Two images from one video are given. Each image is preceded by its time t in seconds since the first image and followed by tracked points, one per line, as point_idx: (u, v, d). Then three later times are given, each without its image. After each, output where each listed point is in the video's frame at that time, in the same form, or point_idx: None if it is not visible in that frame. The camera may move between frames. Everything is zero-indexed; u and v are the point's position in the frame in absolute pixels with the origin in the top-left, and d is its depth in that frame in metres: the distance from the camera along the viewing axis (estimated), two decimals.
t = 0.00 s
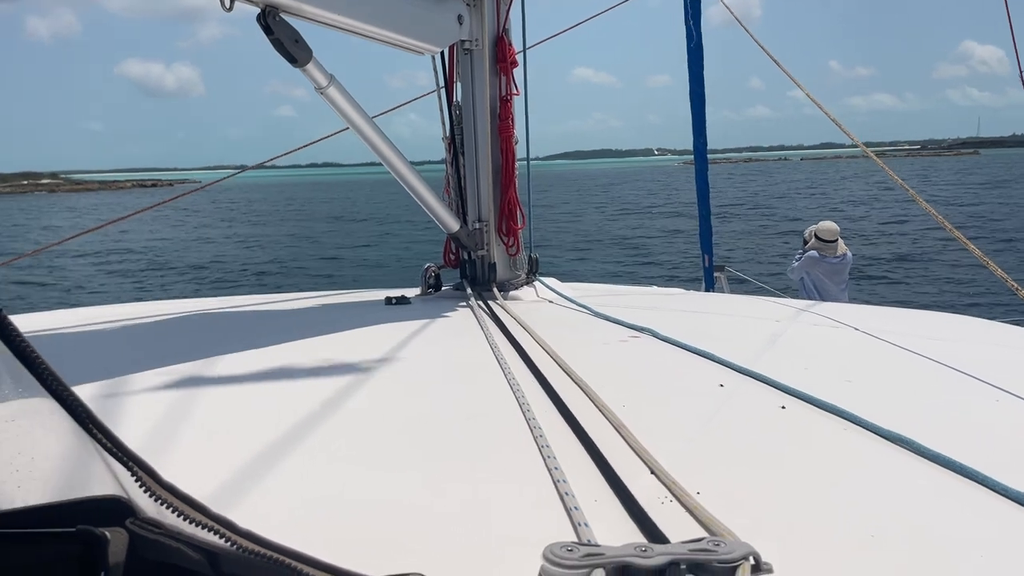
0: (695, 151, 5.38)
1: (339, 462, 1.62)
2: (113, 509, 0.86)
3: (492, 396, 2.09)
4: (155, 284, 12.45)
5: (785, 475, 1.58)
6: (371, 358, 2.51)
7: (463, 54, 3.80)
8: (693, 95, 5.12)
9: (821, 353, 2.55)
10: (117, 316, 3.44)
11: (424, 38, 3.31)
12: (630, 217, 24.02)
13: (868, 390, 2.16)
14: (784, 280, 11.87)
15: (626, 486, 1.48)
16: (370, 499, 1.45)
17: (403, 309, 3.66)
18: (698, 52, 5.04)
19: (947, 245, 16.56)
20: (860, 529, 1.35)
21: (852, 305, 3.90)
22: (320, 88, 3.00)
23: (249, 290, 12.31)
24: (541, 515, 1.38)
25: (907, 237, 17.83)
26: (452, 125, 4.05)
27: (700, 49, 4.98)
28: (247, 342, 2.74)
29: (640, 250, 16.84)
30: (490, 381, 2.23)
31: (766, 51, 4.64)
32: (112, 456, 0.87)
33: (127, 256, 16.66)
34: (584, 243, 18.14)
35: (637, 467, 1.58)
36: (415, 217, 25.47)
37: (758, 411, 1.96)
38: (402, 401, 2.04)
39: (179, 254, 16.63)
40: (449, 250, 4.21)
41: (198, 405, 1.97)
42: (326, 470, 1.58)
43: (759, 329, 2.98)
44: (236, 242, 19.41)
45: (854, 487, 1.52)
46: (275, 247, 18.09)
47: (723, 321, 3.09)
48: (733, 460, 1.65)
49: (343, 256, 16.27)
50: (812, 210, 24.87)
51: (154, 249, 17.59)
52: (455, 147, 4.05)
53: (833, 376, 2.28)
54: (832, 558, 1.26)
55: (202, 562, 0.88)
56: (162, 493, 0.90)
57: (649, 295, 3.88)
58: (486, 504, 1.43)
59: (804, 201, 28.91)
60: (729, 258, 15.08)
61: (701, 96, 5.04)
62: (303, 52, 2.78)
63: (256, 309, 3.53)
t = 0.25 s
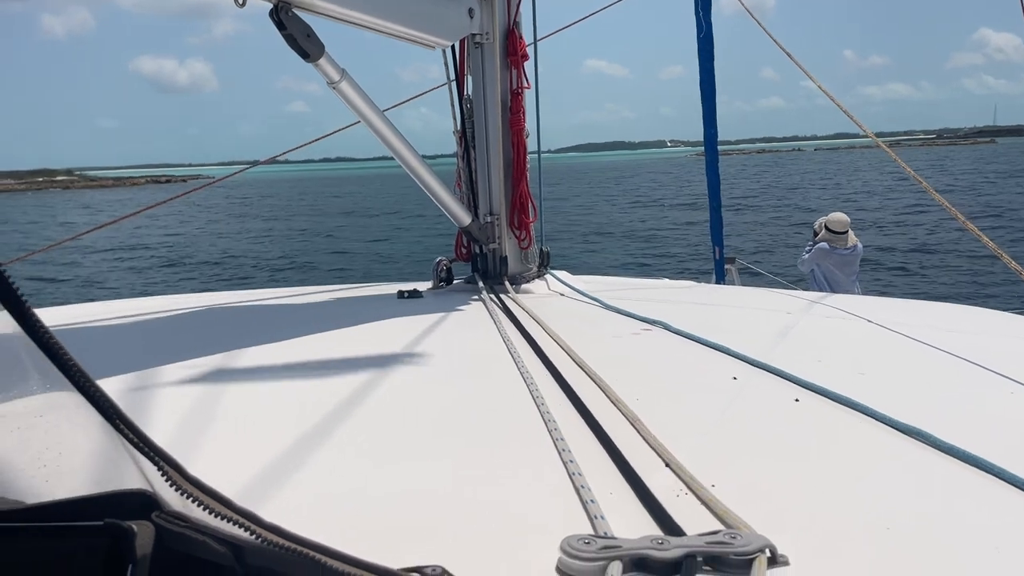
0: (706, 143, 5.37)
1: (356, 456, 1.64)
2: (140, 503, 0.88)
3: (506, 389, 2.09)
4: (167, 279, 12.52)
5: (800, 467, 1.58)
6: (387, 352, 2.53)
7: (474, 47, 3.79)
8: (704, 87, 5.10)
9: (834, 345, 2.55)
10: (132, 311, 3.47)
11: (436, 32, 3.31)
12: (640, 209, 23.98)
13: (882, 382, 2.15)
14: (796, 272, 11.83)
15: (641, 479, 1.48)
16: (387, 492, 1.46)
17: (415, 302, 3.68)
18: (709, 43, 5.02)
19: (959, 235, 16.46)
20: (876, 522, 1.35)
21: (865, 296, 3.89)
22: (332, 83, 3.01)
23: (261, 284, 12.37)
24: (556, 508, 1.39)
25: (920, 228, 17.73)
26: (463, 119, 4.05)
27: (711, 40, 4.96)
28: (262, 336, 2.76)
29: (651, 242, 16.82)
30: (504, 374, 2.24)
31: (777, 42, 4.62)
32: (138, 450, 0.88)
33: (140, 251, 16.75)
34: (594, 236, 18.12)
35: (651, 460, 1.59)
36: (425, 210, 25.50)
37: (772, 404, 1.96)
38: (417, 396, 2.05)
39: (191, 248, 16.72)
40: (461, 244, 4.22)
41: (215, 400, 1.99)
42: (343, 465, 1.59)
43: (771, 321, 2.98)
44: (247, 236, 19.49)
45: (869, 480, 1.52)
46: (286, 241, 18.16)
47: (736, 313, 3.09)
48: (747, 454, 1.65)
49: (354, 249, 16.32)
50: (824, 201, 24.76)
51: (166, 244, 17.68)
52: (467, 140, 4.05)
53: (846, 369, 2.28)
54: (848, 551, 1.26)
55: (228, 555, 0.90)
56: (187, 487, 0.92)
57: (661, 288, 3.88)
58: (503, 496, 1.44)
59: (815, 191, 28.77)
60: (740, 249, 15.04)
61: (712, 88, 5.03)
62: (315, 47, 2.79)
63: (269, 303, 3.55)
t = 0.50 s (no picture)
0: (735, 122, 5.31)
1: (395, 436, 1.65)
2: (196, 475, 0.90)
3: (542, 369, 2.10)
4: (196, 265, 12.66)
5: (842, 445, 1.57)
6: (420, 334, 2.53)
7: (502, 28, 3.78)
8: (733, 65, 5.04)
9: (871, 324, 2.52)
10: (167, 295, 3.51)
11: (464, 12, 3.30)
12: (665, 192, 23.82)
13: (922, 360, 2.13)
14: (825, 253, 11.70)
15: (683, 456, 1.48)
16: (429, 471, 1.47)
17: (446, 285, 3.69)
18: (738, 21, 4.96)
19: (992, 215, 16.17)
20: (923, 499, 1.34)
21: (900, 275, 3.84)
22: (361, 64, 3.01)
23: (289, 269, 12.47)
24: (599, 484, 1.39)
25: (952, 208, 17.44)
26: (491, 100, 4.04)
27: (740, 18, 4.90)
28: (295, 319, 2.78)
29: (677, 225, 16.70)
30: (539, 355, 2.24)
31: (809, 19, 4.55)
32: (196, 423, 0.90)
33: (169, 238, 16.94)
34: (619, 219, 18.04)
35: (692, 437, 1.58)
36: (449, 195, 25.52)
37: (811, 382, 1.94)
38: (453, 377, 2.06)
39: (219, 235, 16.88)
40: (490, 226, 4.23)
41: (253, 380, 2.01)
42: (383, 445, 1.60)
43: (805, 300, 2.95)
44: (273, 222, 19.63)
45: (914, 457, 1.50)
46: (312, 227, 18.27)
47: (769, 293, 3.06)
48: (788, 432, 1.64)
49: (380, 234, 16.39)
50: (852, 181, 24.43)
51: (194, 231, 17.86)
52: (495, 122, 4.04)
53: (885, 347, 2.25)
54: (896, 527, 1.25)
55: (284, 527, 0.89)
56: (242, 456, 0.93)
57: (691, 269, 3.86)
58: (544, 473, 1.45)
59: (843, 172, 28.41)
60: (768, 231, 14.90)
61: (741, 66, 4.97)
62: (345, 29, 2.79)
63: (301, 287, 3.58)
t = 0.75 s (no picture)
0: (789, 81, 5.17)
1: (465, 397, 1.65)
2: (290, 430, 0.91)
3: (605, 331, 2.08)
4: (245, 238, 12.84)
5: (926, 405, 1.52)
6: (479, 299, 2.53)
7: None
8: (788, 22, 4.89)
9: (943, 283, 2.44)
10: (225, 263, 3.56)
11: None
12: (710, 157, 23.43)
13: (1001, 319, 2.06)
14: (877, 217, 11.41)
15: (761, 416, 1.45)
16: (503, 430, 1.47)
17: (499, 250, 3.67)
18: None
19: None
20: (1017, 458, 1.29)
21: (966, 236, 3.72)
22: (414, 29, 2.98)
23: (335, 241, 12.58)
24: (677, 443, 1.37)
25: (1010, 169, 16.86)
26: (541, 63, 3.99)
27: None
28: (353, 284, 2.79)
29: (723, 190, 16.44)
30: (601, 318, 2.22)
31: None
32: (287, 376, 0.89)
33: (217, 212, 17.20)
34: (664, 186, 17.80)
35: (767, 397, 1.55)
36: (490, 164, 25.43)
37: (885, 342, 1.89)
38: (516, 339, 2.04)
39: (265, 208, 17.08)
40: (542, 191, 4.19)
41: (319, 344, 2.02)
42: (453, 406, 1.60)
43: (871, 260, 2.87)
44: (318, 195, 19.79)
45: (1004, 416, 1.45)
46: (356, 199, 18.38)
47: (832, 254, 2.99)
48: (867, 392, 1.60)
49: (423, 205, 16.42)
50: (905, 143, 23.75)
51: (241, 204, 18.10)
52: (546, 85, 3.99)
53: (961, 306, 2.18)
54: (991, 486, 1.21)
55: (377, 482, 0.92)
56: (335, 411, 0.93)
57: (748, 232, 3.78)
58: (619, 433, 1.43)
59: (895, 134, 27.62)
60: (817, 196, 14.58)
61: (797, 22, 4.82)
62: None
63: (356, 254, 3.59)
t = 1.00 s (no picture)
0: None
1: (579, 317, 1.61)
2: (451, 335, 0.92)
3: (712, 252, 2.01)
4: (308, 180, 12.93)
5: None
6: (571, 225, 2.47)
7: None
8: None
9: None
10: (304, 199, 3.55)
11: None
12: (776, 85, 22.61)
13: None
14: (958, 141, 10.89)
15: (902, 329, 1.38)
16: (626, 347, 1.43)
17: (580, 179, 3.59)
18: None
19: None
20: None
21: None
22: None
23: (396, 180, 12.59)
24: (817, 357, 1.31)
25: None
26: None
27: None
28: (439, 214, 2.76)
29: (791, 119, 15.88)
30: (704, 238, 2.14)
31: None
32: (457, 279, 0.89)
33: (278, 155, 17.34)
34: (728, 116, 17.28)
35: (904, 311, 1.47)
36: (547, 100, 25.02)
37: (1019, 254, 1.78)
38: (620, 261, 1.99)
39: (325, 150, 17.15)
40: (620, 117, 4.08)
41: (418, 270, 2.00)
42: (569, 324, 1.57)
43: (981, 176, 2.72)
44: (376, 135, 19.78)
45: None
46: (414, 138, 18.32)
47: (937, 171, 2.84)
48: (1010, 304, 1.51)
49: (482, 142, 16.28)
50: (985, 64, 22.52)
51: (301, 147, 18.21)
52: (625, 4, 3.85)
53: None
54: None
55: (545, 386, 0.89)
56: (503, 311, 0.91)
57: (839, 153, 3.62)
58: (751, 347, 1.38)
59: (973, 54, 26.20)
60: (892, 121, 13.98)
61: None
62: None
63: (434, 186, 3.55)
